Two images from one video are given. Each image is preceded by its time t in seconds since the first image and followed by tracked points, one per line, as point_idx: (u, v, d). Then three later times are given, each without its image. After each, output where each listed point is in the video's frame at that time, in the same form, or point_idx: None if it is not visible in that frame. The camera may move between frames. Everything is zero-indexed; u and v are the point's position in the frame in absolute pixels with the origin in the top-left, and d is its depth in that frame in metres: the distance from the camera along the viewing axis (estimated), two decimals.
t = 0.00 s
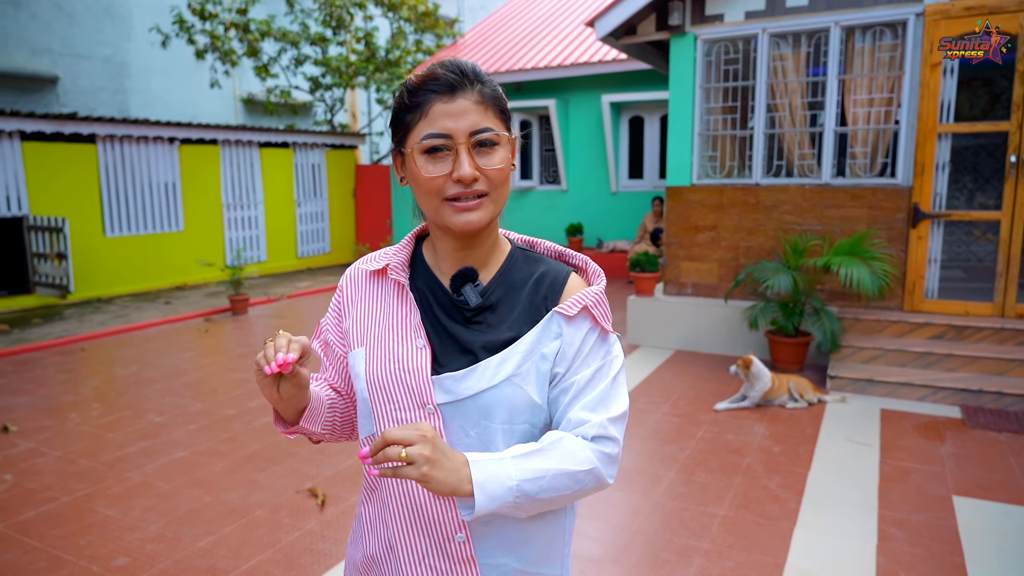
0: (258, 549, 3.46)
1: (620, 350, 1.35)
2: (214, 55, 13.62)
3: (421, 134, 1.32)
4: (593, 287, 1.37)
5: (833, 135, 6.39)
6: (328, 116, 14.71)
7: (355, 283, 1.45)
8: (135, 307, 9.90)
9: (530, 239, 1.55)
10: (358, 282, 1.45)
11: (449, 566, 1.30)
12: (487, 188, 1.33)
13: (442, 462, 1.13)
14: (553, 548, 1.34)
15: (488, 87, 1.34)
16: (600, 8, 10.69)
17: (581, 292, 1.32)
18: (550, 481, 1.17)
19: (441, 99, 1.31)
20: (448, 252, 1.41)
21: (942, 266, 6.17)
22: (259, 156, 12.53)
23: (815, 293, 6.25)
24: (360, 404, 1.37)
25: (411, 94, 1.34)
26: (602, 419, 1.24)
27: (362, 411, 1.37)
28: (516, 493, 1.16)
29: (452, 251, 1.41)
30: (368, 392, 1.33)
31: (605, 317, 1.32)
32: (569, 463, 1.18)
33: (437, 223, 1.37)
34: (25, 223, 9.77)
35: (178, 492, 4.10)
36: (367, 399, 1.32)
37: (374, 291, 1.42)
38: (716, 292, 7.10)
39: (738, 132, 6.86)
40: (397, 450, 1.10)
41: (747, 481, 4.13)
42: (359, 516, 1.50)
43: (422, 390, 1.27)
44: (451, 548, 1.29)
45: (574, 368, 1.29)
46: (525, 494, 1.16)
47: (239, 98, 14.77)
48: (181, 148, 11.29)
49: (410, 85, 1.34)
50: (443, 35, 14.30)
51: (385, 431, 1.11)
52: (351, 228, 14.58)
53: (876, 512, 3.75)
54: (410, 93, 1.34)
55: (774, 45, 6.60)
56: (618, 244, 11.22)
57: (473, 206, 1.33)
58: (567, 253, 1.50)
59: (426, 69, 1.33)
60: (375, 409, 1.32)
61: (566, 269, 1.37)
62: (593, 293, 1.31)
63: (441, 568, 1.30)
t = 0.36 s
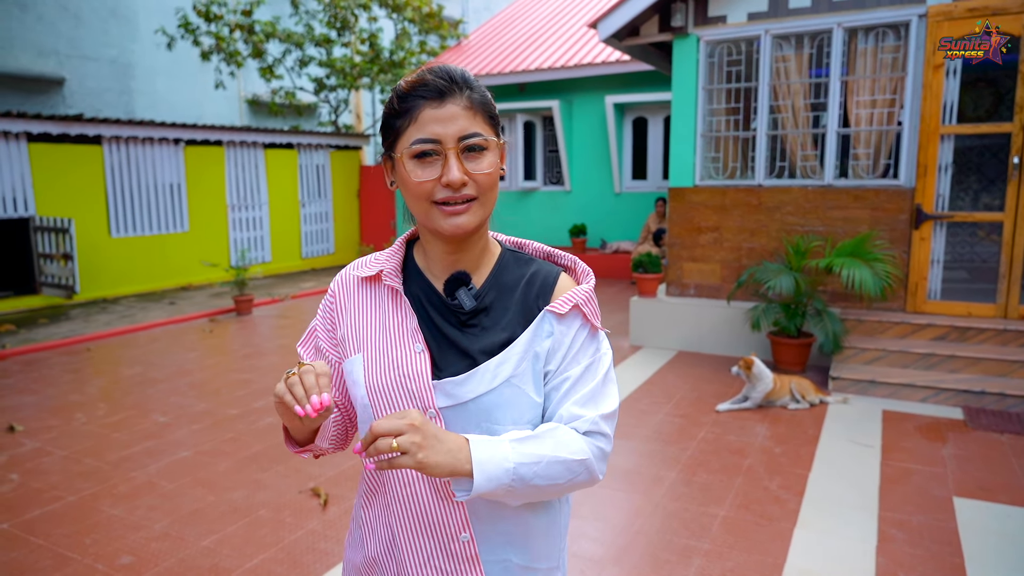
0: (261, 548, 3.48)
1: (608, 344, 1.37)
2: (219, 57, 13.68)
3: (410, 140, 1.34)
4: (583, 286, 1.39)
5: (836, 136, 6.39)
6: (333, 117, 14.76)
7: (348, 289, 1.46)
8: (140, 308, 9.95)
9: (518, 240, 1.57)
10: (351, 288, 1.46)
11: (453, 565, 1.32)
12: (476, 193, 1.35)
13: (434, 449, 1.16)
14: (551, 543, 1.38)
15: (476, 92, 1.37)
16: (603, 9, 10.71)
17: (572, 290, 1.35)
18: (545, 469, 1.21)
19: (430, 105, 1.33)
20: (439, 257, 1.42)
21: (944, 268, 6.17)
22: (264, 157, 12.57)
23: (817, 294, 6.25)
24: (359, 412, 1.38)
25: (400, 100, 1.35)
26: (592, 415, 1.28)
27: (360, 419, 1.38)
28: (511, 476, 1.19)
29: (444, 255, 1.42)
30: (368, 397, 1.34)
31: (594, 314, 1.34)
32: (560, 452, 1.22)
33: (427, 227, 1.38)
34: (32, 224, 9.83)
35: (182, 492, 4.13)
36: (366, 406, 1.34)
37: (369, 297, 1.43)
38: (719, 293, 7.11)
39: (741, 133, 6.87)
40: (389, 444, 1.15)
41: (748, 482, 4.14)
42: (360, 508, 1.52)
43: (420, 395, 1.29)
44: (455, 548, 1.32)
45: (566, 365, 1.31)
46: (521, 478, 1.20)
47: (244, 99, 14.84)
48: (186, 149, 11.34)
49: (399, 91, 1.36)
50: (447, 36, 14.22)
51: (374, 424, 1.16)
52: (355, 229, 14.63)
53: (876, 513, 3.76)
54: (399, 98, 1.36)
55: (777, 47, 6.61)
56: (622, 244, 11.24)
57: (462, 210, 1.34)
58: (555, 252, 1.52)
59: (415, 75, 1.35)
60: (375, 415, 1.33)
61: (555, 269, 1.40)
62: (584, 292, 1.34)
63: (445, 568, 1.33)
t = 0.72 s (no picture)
0: (263, 544, 3.52)
1: (606, 340, 1.44)
2: (220, 58, 13.73)
3: (409, 139, 1.38)
4: (578, 286, 1.45)
5: (835, 137, 6.42)
6: (334, 117, 14.80)
7: (345, 290, 1.46)
8: (142, 308, 9.99)
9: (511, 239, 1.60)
10: (347, 288, 1.46)
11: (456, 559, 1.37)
12: (472, 193, 1.38)
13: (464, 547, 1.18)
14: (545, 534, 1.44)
15: (475, 96, 1.40)
16: (603, 10, 10.75)
17: (571, 292, 1.40)
18: (576, 484, 1.26)
19: (430, 105, 1.37)
20: (436, 256, 1.44)
21: (943, 268, 6.20)
22: (265, 158, 12.61)
23: (816, 294, 6.28)
24: (360, 411, 1.39)
25: (401, 100, 1.39)
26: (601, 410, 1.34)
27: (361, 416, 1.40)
28: (553, 506, 1.23)
29: (440, 253, 1.44)
30: (369, 395, 1.36)
31: (592, 313, 1.40)
32: (583, 461, 1.28)
33: (423, 224, 1.41)
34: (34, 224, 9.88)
35: (184, 489, 4.17)
36: (367, 405, 1.36)
37: (367, 296, 1.44)
38: (718, 293, 7.14)
39: (740, 134, 6.90)
40: None
41: (746, 480, 4.18)
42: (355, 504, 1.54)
43: (424, 391, 1.33)
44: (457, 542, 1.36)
45: (570, 366, 1.37)
46: (560, 503, 1.24)
47: (246, 100, 14.89)
48: (188, 149, 11.39)
49: (401, 92, 1.39)
50: (448, 36, 14.29)
51: None
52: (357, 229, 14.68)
53: (873, 510, 3.79)
54: (400, 99, 1.40)
55: (776, 48, 6.64)
56: (622, 244, 11.27)
57: (457, 209, 1.37)
58: (547, 252, 1.56)
59: (417, 78, 1.38)
60: (377, 413, 1.36)
61: (551, 270, 1.45)
62: (583, 292, 1.39)
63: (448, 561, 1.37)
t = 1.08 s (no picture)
0: (269, 536, 3.56)
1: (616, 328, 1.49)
2: (221, 57, 13.75)
3: (428, 126, 1.42)
4: (587, 274, 1.49)
5: (834, 135, 6.46)
6: (334, 116, 14.83)
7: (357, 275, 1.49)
8: (144, 306, 10.02)
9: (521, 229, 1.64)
10: (361, 273, 1.49)
11: (466, 538, 1.41)
12: (485, 182, 1.41)
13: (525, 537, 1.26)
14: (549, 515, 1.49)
15: (493, 88, 1.44)
16: (603, 9, 10.78)
17: (581, 279, 1.45)
18: (614, 453, 1.34)
19: (449, 95, 1.41)
20: (449, 243, 1.48)
21: (941, 265, 6.24)
22: (266, 157, 12.64)
23: (815, 291, 6.31)
24: (373, 392, 1.42)
25: (421, 89, 1.43)
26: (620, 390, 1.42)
27: (374, 398, 1.43)
28: (602, 473, 1.31)
29: (454, 241, 1.48)
30: (384, 378, 1.39)
31: (602, 299, 1.45)
32: (616, 432, 1.35)
33: (437, 211, 1.44)
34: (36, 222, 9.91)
35: (189, 483, 4.20)
36: (381, 387, 1.40)
37: (381, 282, 1.47)
38: (718, 290, 7.18)
39: (740, 132, 6.93)
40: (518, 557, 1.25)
41: (746, 473, 4.22)
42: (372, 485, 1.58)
43: (436, 374, 1.36)
44: (468, 521, 1.40)
45: (582, 351, 1.43)
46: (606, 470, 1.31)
47: (246, 99, 14.93)
48: (189, 148, 11.42)
49: (422, 81, 1.44)
50: (447, 36, 14.34)
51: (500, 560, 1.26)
52: (357, 228, 14.71)
53: (872, 503, 3.83)
54: (420, 88, 1.44)
55: (776, 47, 6.67)
56: (622, 243, 11.31)
57: (471, 197, 1.41)
58: (557, 242, 1.60)
59: (439, 68, 1.43)
60: (391, 395, 1.39)
61: (561, 258, 1.49)
62: (593, 279, 1.44)
63: (458, 541, 1.41)
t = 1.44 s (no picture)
0: (311, 503, 3.86)
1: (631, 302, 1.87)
2: (247, 58, 14.13)
3: (489, 120, 1.69)
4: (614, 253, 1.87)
5: (846, 132, 6.66)
6: (356, 116, 15.18)
7: (430, 248, 1.65)
8: (176, 298, 10.40)
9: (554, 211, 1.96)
10: (434, 248, 1.65)
11: (532, 469, 1.64)
12: (534, 168, 1.68)
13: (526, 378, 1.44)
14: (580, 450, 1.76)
15: (547, 92, 1.72)
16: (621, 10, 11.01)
17: (612, 257, 1.83)
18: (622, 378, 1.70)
19: (510, 96, 1.68)
20: (505, 221, 1.74)
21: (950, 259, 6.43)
22: (291, 155, 13.00)
23: (826, 283, 6.52)
24: (453, 351, 1.62)
25: (488, 91, 1.71)
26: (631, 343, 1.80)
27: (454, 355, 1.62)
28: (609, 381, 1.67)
29: (508, 219, 1.74)
30: (469, 337, 1.61)
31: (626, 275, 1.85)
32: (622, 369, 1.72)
33: (492, 191, 1.71)
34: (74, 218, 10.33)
35: (234, 457, 4.51)
36: (467, 344, 1.61)
37: (456, 254, 1.65)
38: (732, 283, 7.40)
39: (754, 129, 7.14)
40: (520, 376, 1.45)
41: (757, 452, 4.46)
42: (424, 436, 1.76)
43: (515, 335, 1.61)
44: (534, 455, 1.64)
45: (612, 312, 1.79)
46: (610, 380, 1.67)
47: (271, 99, 15.32)
48: (219, 147, 11.80)
49: (490, 85, 1.72)
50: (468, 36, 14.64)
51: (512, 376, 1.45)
52: (378, 225, 15.05)
53: (876, 479, 4.05)
54: (488, 90, 1.72)
55: (789, 46, 6.88)
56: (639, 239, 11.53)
57: (520, 180, 1.68)
58: (583, 223, 1.95)
59: (504, 76, 1.72)
60: (475, 351, 1.61)
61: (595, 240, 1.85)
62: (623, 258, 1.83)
63: (525, 473, 1.64)
